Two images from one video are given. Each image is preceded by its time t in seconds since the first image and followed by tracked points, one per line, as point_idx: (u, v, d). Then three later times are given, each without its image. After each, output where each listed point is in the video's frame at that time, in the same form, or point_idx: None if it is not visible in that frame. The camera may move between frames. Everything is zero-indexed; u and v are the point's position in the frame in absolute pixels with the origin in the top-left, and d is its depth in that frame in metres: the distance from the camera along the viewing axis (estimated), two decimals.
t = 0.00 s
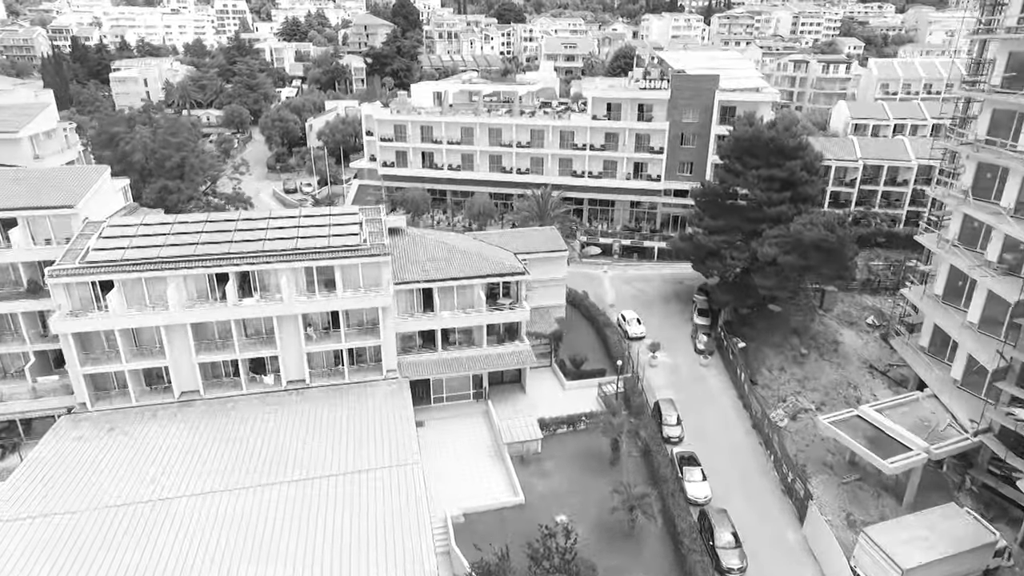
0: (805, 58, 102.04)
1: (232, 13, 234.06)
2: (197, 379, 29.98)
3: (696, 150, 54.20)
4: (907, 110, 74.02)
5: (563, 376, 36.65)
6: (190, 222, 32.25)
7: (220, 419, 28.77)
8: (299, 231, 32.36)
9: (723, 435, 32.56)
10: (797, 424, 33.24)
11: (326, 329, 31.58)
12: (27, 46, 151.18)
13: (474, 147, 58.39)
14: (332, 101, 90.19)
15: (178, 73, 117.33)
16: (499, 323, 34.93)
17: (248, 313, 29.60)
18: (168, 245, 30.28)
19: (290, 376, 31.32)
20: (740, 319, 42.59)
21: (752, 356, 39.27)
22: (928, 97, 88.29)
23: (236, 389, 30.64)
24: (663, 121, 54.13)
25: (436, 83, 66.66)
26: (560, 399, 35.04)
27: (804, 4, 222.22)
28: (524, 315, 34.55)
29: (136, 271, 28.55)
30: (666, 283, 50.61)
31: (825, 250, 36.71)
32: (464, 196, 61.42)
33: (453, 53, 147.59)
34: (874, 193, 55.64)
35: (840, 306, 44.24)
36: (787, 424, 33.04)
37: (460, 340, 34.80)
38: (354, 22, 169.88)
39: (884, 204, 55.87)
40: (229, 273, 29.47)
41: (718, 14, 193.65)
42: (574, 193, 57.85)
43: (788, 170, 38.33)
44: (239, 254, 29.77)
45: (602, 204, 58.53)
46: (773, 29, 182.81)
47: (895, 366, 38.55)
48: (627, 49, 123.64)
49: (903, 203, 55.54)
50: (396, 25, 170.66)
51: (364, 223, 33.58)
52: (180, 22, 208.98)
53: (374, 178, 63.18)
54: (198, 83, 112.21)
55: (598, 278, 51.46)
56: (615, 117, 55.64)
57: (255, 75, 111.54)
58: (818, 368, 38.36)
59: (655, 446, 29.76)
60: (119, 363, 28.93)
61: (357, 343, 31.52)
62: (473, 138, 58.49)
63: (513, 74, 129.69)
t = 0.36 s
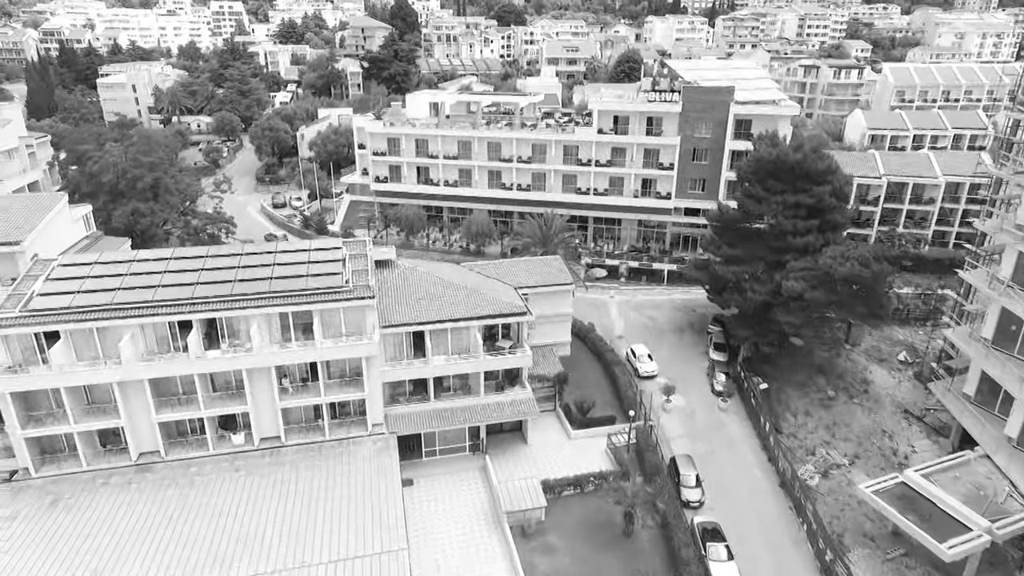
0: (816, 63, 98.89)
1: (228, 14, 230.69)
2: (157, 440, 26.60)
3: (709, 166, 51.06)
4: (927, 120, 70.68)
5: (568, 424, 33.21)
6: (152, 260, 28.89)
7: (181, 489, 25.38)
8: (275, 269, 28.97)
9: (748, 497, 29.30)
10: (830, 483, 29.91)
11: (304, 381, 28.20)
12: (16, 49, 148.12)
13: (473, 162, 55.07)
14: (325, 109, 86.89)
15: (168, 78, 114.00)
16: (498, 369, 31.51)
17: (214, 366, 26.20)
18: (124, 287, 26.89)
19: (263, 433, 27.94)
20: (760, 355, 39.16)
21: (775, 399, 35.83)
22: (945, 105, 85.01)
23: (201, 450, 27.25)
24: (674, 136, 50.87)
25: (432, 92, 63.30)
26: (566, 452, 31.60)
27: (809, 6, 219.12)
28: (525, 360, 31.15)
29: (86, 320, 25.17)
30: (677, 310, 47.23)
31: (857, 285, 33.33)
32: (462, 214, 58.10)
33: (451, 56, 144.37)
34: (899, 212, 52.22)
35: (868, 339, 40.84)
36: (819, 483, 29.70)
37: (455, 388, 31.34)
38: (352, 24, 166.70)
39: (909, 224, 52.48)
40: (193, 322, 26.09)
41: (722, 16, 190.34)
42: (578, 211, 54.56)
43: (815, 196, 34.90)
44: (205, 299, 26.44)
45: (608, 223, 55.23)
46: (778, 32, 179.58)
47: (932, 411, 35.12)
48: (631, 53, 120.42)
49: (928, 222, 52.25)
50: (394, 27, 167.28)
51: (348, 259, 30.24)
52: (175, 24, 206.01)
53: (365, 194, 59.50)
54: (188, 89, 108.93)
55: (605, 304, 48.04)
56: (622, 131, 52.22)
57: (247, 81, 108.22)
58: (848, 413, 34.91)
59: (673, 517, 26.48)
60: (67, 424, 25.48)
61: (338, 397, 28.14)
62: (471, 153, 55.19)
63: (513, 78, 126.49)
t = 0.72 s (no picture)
0: (825, 68, 96.24)
1: (224, 15, 227.51)
2: (112, 507, 23.66)
3: (721, 182, 48.27)
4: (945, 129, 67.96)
5: (574, 474, 30.21)
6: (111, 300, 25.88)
7: (138, 565, 22.36)
8: (247, 310, 25.95)
9: (774, 563, 26.46)
10: (865, 547, 27.15)
11: (279, 437, 25.25)
12: (7, 52, 145.48)
13: (471, 177, 52.17)
14: (319, 116, 83.99)
15: (159, 82, 111.05)
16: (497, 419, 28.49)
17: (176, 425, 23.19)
18: (75, 334, 23.84)
19: (233, 496, 24.99)
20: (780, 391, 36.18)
21: (798, 443, 32.84)
22: (960, 112, 82.16)
23: (163, 516, 24.29)
24: (684, 149, 47.96)
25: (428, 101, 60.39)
26: (572, 508, 28.59)
27: (813, 7, 216.63)
28: (528, 408, 28.17)
29: (29, 374, 22.13)
30: (688, 336, 44.29)
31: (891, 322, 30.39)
32: (459, 230, 55.24)
33: (450, 59, 141.67)
34: (922, 230, 49.27)
35: (896, 372, 37.90)
36: (853, 548, 26.88)
37: (449, 438, 28.36)
38: (349, 26, 164.01)
39: (933, 242, 49.54)
40: (153, 376, 23.08)
41: (726, 18, 187.56)
42: (582, 229, 51.72)
43: (844, 223, 31.92)
44: (167, 348, 23.49)
45: (614, 241, 52.29)
46: (783, 34, 176.84)
47: (971, 457, 32.06)
48: (633, 56, 117.72)
49: (953, 241, 49.34)
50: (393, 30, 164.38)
51: (330, 297, 27.26)
52: (170, 26, 203.69)
53: (357, 209, 56.87)
54: (179, 93, 106.05)
55: (611, 330, 45.06)
56: (629, 144, 49.23)
57: (239, 86, 105.30)
58: (879, 460, 31.94)
59: None
60: (8, 494, 22.52)
61: (317, 455, 25.17)
62: (469, 167, 52.29)
63: (514, 82, 123.76)
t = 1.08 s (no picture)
0: (838, 74, 93.04)
1: (220, 17, 223.44)
2: None
3: (737, 203, 44.96)
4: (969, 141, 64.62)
5: (582, 545, 26.77)
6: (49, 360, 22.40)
7: None
8: (206, 371, 22.46)
9: None
10: None
11: (243, 520, 21.81)
12: None
13: (468, 196, 48.79)
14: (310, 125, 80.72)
15: (147, 88, 107.68)
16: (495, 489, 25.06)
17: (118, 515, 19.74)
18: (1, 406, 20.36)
19: None
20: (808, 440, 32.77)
21: (832, 504, 29.46)
22: (980, 120, 78.76)
23: None
24: (698, 168, 44.60)
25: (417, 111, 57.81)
26: None
27: (819, 9, 213.29)
28: (530, 477, 24.73)
29: None
30: (702, 371, 40.87)
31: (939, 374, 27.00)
32: (455, 251, 51.85)
33: (449, 63, 138.41)
34: (953, 253, 45.91)
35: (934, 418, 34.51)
36: None
37: (441, 509, 24.96)
38: (345, 29, 160.64)
39: (965, 266, 46.15)
40: (90, 457, 19.61)
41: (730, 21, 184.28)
42: (587, 251, 48.33)
43: (883, 260, 28.53)
44: (108, 423, 20.01)
45: (621, 264, 48.90)
46: (789, 36, 173.36)
47: None
48: (638, 61, 114.34)
49: (987, 265, 45.95)
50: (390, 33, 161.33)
51: (304, 353, 23.78)
52: (165, 28, 200.19)
53: (347, 229, 53.44)
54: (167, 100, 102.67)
55: (619, 364, 41.60)
56: (638, 161, 45.82)
57: (230, 92, 101.93)
58: (925, 526, 28.95)
59: None
60: None
61: (287, 540, 21.75)
62: (466, 185, 48.92)
63: (514, 87, 120.40)
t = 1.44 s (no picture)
0: (850, 80, 89.89)
1: (216, 19, 220.08)
2: None
3: (756, 228, 41.56)
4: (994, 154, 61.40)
5: None
6: None
7: None
8: (150, 455, 18.97)
9: None
10: None
11: None
12: None
13: (465, 218, 45.33)
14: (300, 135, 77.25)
15: (135, 93, 104.21)
16: None
17: None
18: None
19: None
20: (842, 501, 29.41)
21: None
22: (1001, 130, 75.55)
23: None
24: (713, 190, 41.20)
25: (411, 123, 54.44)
26: None
27: (824, 10, 210.25)
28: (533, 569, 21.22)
29: None
30: (720, 413, 37.50)
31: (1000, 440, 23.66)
32: (451, 275, 48.41)
33: (447, 67, 135.06)
34: (988, 281, 42.60)
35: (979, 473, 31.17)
36: None
37: None
38: (341, 32, 157.34)
39: (1001, 295, 42.84)
40: None
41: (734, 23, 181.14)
42: (592, 277, 44.93)
43: (933, 308, 25.14)
44: (23, 529, 16.56)
45: (629, 291, 45.49)
46: (794, 39, 170.32)
47: None
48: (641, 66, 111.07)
49: None
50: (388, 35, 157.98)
51: (269, 429, 20.30)
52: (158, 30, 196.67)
53: (336, 251, 50.05)
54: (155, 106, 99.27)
55: (628, 406, 38.18)
56: (648, 182, 42.40)
57: (220, 99, 98.49)
58: None
59: None
60: None
61: None
62: (463, 206, 45.54)
63: (514, 92, 117.18)
